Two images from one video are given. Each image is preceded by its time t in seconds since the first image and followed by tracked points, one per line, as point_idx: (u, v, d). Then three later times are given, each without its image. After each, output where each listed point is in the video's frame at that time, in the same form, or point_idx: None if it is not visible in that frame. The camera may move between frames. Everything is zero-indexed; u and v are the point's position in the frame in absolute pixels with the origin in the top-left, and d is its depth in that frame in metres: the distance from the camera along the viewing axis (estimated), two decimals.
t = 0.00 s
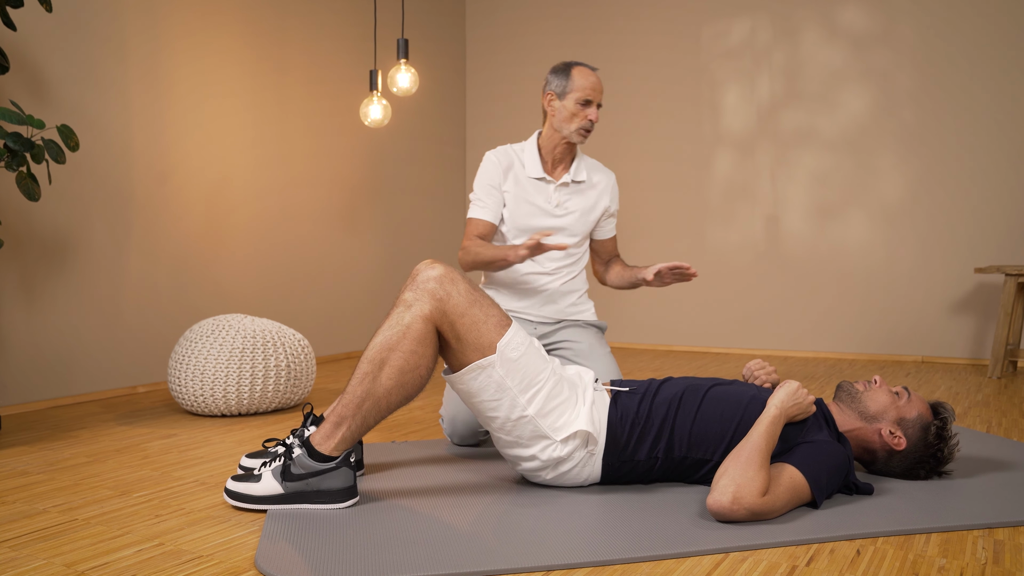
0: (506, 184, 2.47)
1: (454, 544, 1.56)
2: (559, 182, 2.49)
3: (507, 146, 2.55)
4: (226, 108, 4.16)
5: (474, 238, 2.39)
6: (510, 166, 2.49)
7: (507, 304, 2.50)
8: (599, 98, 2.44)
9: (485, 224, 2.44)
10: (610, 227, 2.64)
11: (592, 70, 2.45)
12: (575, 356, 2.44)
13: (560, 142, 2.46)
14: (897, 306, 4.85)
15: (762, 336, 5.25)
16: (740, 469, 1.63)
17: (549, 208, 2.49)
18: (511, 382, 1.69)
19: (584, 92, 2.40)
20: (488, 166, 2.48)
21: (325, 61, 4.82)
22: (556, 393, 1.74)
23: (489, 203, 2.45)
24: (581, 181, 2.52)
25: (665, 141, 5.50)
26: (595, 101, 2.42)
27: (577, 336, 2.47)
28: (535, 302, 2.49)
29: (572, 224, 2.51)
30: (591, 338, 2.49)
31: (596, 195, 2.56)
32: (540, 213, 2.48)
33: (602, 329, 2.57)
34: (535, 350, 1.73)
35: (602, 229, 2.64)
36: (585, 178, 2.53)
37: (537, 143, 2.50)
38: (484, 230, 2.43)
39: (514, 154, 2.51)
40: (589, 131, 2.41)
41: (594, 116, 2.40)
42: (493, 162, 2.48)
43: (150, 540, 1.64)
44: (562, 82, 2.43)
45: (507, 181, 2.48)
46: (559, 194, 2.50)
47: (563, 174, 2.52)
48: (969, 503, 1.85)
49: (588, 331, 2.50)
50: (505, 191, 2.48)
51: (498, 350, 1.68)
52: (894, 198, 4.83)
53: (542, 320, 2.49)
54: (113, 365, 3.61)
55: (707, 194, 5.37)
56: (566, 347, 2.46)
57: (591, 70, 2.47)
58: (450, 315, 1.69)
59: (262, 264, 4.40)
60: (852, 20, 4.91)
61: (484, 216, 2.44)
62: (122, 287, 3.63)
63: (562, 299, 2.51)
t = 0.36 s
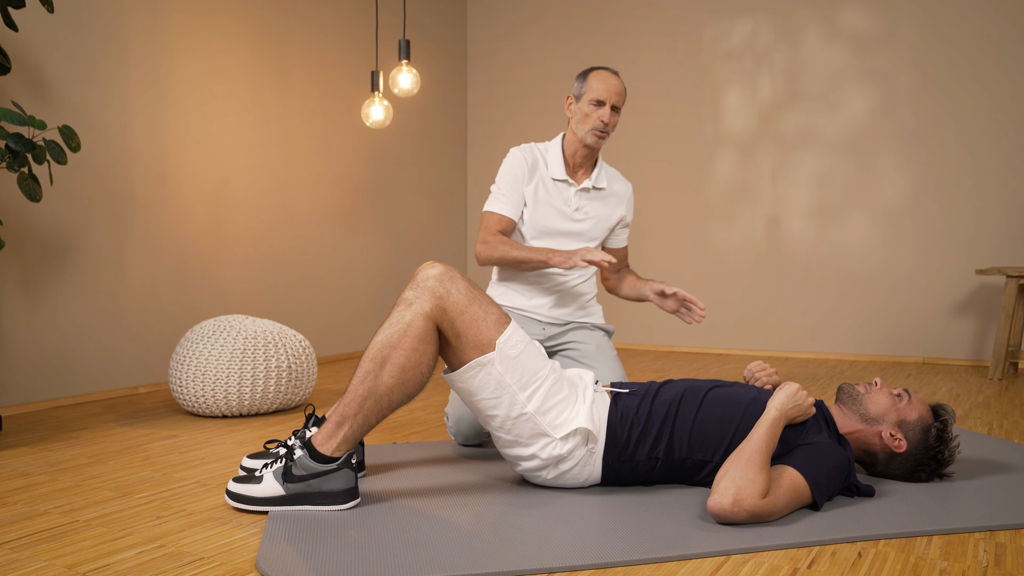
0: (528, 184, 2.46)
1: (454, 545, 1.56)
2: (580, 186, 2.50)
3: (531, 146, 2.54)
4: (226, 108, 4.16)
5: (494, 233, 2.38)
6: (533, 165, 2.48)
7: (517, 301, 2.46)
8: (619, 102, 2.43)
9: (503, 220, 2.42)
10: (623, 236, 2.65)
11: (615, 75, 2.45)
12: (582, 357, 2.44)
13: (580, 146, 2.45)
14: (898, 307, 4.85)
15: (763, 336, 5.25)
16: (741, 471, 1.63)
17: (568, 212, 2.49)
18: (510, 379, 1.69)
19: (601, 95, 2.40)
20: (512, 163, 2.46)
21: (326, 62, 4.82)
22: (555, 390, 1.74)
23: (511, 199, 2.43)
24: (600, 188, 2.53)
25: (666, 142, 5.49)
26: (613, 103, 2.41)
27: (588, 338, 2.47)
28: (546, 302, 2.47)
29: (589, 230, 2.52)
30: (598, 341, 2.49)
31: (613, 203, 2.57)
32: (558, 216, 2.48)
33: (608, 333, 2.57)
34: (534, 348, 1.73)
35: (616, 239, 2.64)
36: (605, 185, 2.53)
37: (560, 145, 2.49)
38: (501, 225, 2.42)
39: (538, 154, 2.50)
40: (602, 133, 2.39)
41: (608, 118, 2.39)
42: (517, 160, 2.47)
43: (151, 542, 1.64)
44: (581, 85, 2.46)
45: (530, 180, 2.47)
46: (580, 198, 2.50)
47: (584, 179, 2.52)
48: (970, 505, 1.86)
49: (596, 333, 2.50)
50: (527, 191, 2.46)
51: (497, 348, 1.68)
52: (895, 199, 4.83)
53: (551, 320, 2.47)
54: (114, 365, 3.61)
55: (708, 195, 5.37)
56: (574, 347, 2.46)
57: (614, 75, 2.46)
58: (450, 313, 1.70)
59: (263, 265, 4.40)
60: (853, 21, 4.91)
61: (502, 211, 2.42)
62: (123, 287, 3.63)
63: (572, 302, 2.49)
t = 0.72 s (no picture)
0: (522, 184, 2.47)
1: (452, 545, 1.56)
2: (575, 186, 2.49)
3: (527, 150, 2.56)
4: (225, 108, 4.16)
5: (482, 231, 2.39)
6: (527, 167, 2.49)
7: (513, 301, 2.48)
8: (607, 99, 2.44)
9: (494, 219, 2.43)
10: (621, 237, 2.62)
11: (604, 74, 2.47)
12: (579, 358, 2.43)
13: (572, 145, 2.45)
14: (897, 307, 4.85)
15: (762, 336, 5.24)
16: (738, 471, 1.63)
17: (564, 211, 2.48)
18: (507, 379, 1.69)
19: (588, 93, 2.42)
20: (506, 166, 2.48)
21: (325, 62, 4.82)
22: (552, 391, 1.74)
23: (503, 200, 2.45)
24: (596, 187, 2.52)
25: (665, 142, 5.49)
26: (600, 99, 2.42)
27: (586, 338, 2.47)
28: (543, 302, 2.47)
29: (587, 229, 2.50)
30: (596, 341, 2.48)
31: (610, 203, 2.55)
32: (553, 215, 2.48)
33: (606, 332, 2.56)
34: (531, 349, 1.73)
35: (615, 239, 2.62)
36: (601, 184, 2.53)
37: (555, 147, 2.51)
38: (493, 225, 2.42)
39: (533, 157, 2.52)
40: (592, 128, 2.40)
41: (597, 113, 2.40)
42: (511, 162, 2.48)
43: (148, 542, 1.64)
44: (570, 86, 2.49)
45: (524, 181, 2.48)
46: (575, 198, 2.49)
47: (580, 180, 2.51)
48: (968, 504, 1.85)
49: (594, 333, 2.49)
50: (520, 191, 2.47)
51: (494, 348, 1.68)
52: (894, 198, 4.83)
53: (548, 320, 2.47)
54: (113, 366, 3.61)
55: (707, 194, 5.37)
56: (571, 347, 2.46)
57: (605, 75, 2.48)
58: (446, 314, 1.69)
59: (262, 265, 4.40)
60: (852, 20, 4.91)
61: (494, 212, 2.43)
62: (122, 287, 3.63)
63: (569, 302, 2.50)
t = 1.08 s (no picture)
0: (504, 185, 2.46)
1: (451, 545, 1.56)
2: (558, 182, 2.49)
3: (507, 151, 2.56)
4: (225, 108, 4.16)
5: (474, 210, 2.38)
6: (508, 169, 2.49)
7: (507, 304, 2.48)
8: (577, 99, 2.40)
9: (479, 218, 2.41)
10: (609, 231, 2.63)
11: (572, 73, 2.41)
12: (575, 359, 2.43)
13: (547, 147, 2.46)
14: (897, 306, 4.85)
15: (762, 336, 5.24)
16: (738, 471, 1.63)
17: (549, 207, 2.47)
18: (506, 379, 1.69)
19: (557, 96, 2.39)
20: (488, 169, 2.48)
21: (324, 62, 4.82)
22: (551, 391, 1.74)
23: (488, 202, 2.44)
24: (580, 182, 2.52)
25: (665, 142, 5.49)
26: (569, 101, 2.39)
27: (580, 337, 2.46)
28: (536, 302, 2.46)
29: (574, 225, 2.50)
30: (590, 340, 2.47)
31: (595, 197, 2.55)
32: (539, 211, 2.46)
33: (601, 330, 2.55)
34: (530, 349, 1.72)
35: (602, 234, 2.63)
36: (585, 179, 2.53)
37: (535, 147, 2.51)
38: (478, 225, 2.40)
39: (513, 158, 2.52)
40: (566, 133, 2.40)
41: (568, 117, 2.39)
42: (492, 164, 2.48)
43: (146, 542, 1.64)
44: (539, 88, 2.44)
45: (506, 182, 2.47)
46: (560, 194, 2.48)
47: (563, 177, 2.52)
48: (967, 504, 1.85)
49: (588, 332, 2.49)
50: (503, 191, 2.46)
51: (493, 348, 1.68)
52: (894, 198, 4.83)
53: (542, 320, 2.47)
54: (112, 365, 3.61)
55: (707, 194, 5.37)
56: (566, 348, 2.45)
57: (573, 72, 2.42)
58: (446, 314, 1.69)
59: (261, 265, 4.40)
60: (852, 20, 4.91)
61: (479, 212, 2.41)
62: (121, 287, 3.63)
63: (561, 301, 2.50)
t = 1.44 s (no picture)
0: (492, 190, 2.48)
1: (449, 546, 1.56)
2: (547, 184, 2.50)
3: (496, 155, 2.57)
4: (225, 109, 4.16)
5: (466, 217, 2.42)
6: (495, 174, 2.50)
7: (502, 305, 2.48)
8: (551, 108, 2.34)
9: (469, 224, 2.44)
10: (603, 228, 2.63)
11: (545, 80, 2.34)
12: (571, 361, 2.43)
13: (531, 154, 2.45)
14: (897, 307, 4.85)
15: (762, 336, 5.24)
16: (736, 473, 1.63)
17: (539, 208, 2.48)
18: (505, 380, 1.69)
19: (530, 108, 2.33)
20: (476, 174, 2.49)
21: (323, 63, 4.82)
22: (550, 392, 1.74)
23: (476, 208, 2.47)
24: (569, 182, 2.53)
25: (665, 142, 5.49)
26: (542, 113, 2.34)
27: (575, 338, 2.46)
28: (530, 303, 2.46)
29: (564, 225, 2.51)
30: (585, 341, 2.47)
31: (584, 196, 2.56)
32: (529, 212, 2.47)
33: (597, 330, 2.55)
34: (529, 349, 1.73)
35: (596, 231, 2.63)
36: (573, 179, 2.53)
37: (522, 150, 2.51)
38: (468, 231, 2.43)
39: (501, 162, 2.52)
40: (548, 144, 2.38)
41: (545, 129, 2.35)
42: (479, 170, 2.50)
43: (146, 543, 1.64)
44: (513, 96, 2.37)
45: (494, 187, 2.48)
46: (549, 195, 2.50)
47: (552, 177, 2.53)
48: (965, 505, 1.86)
49: (582, 332, 2.49)
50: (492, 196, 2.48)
51: (492, 349, 1.68)
52: (894, 198, 4.83)
53: (536, 321, 2.46)
54: (112, 366, 3.61)
55: (707, 195, 5.37)
56: (561, 349, 2.45)
57: (546, 78, 2.35)
58: (445, 315, 1.70)
59: (261, 265, 4.40)
60: (851, 21, 4.92)
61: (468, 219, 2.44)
62: (121, 288, 3.63)
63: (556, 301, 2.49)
